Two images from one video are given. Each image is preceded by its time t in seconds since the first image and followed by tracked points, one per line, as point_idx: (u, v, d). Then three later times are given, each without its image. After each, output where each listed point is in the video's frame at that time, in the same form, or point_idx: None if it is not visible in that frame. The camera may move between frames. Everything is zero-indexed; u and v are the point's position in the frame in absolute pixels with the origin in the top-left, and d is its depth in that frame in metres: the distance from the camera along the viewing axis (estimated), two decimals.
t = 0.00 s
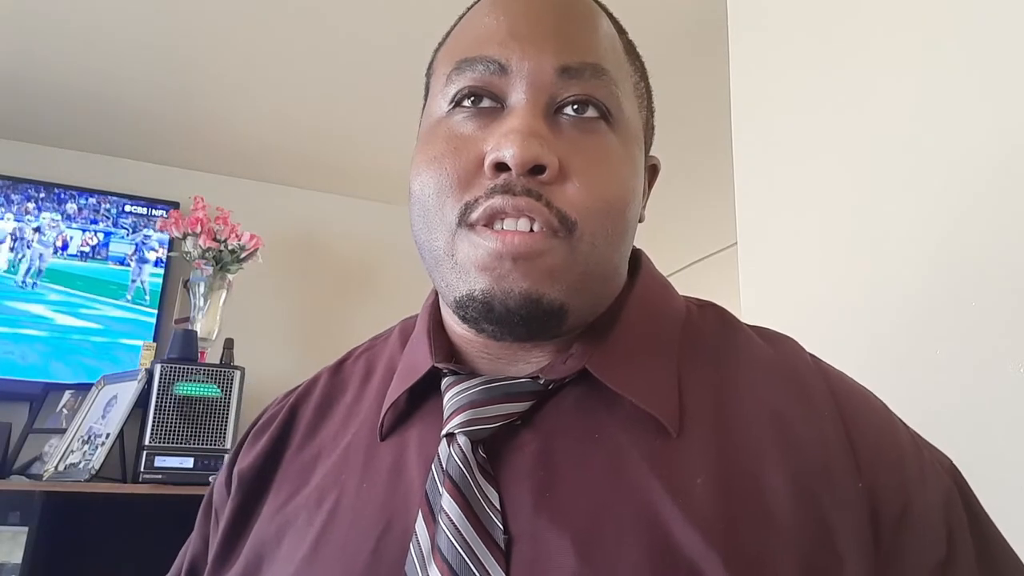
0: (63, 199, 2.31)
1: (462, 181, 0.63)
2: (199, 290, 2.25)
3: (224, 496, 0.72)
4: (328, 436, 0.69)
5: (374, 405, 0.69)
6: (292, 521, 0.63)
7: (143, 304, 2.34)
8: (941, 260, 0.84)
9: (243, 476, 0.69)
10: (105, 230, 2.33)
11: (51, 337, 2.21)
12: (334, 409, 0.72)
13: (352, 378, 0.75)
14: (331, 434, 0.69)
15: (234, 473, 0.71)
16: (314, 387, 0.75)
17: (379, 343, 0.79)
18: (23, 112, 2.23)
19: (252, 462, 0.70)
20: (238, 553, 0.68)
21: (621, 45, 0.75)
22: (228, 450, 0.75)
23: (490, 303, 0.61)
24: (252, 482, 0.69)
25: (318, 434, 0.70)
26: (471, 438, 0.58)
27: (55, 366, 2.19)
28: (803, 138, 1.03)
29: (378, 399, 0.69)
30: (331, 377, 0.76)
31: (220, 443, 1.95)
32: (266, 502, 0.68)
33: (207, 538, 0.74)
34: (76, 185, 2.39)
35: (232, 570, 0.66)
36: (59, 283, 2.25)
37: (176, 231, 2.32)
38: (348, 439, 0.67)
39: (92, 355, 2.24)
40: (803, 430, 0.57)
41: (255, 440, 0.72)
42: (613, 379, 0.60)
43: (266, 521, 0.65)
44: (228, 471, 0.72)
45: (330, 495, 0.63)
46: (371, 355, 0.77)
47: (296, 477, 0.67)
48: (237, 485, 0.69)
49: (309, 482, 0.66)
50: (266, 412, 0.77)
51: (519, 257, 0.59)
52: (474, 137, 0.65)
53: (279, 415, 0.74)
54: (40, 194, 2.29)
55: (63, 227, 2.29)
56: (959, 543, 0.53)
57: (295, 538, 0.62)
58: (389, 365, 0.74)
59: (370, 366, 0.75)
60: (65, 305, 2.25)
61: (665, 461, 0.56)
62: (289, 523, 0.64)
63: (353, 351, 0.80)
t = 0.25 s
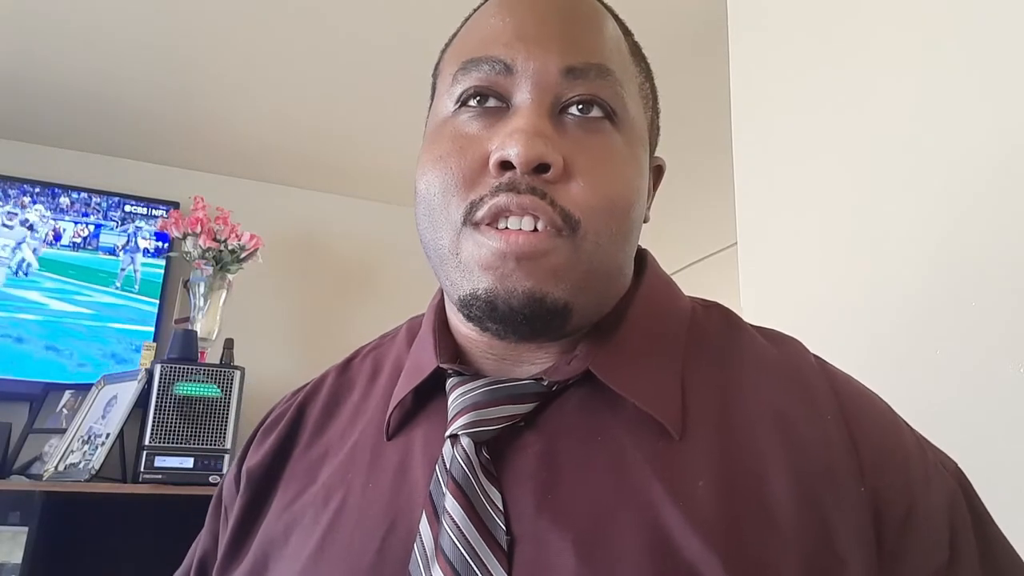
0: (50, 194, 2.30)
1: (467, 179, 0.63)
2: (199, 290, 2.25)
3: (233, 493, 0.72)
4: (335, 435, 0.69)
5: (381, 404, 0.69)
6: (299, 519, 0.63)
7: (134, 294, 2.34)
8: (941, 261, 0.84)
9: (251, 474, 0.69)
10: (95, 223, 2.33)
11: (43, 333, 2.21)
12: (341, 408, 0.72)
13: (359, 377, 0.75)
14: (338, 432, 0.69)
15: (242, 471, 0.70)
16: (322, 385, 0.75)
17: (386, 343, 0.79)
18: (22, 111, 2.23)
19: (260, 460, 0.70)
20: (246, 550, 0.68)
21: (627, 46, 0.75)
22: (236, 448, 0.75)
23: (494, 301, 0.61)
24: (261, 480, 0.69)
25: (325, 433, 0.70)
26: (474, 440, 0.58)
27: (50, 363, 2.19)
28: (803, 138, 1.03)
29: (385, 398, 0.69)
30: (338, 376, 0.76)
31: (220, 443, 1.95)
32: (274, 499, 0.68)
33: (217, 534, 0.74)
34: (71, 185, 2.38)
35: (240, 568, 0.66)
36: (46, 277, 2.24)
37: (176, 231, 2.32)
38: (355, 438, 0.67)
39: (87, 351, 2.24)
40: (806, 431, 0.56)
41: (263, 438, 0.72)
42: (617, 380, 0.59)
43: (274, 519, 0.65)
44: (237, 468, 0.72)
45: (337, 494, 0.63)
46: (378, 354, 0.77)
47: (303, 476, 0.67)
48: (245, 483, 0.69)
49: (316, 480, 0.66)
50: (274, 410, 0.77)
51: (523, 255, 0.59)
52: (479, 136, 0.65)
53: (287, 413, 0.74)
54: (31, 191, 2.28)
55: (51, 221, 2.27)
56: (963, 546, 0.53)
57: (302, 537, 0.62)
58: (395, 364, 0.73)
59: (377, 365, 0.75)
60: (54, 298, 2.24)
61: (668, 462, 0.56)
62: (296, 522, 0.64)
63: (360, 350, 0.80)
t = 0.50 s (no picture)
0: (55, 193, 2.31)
1: (468, 179, 0.63)
2: (199, 290, 2.26)
3: (236, 488, 0.72)
4: (337, 432, 0.69)
5: (382, 402, 0.69)
6: (299, 515, 0.64)
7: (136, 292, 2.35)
8: (940, 261, 0.84)
9: (253, 470, 0.70)
10: (100, 223, 2.34)
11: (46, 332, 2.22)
12: (343, 405, 0.72)
13: (361, 374, 0.75)
14: (339, 429, 0.70)
15: (245, 467, 0.71)
16: (324, 383, 0.75)
17: (388, 341, 0.79)
18: (24, 111, 2.23)
19: (262, 456, 0.70)
20: (248, 545, 0.68)
21: (629, 49, 0.75)
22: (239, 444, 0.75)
23: (493, 299, 0.62)
24: (264, 475, 0.70)
25: (326, 430, 0.71)
26: (471, 439, 0.58)
27: (51, 362, 2.20)
28: (803, 138, 1.03)
29: (386, 395, 0.70)
30: (340, 374, 0.76)
31: (220, 443, 1.95)
32: (275, 495, 0.68)
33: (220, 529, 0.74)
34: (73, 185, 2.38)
35: (241, 563, 0.66)
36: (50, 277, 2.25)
37: (176, 231, 2.32)
38: (355, 435, 0.67)
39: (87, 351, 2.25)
40: (802, 435, 0.57)
41: (265, 435, 0.73)
42: (614, 381, 0.60)
43: (275, 515, 0.65)
44: (240, 464, 0.73)
45: (337, 490, 0.63)
46: (380, 352, 0.77)
47: (304, 472, 0.67)
48: (247, 479, 0.69)
49: (317, 476, 0.66)
50: (277, 406, 0.77)
51: (522, 254, 0.60)
52: (481, 136, 0.66)
53: (289, 410, 0.74)
54: (34, 190, 2.29)
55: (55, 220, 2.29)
56: (954, 551, 0.53)
57: (301, 533, 0.62)
58: (397, 361, 0.74)
59: (379, 363, 0.75)
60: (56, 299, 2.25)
61: (664, 463, 0.56)
62: (296, 517, 0.64)
63: (362, 348, 0.80)
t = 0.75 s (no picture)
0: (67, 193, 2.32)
1: (465, 181, 0.64)
2: (199, 290, 2.26)
3: (233, 483, 0.72)
4: (332, 430, 0.70)
5: (377, 400, 0.69)
6: (294, 512, 0.64)
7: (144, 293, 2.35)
8: (940, 261, 0.84)
9: (249, 466, 0.70)
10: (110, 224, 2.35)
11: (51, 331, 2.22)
12: (339, 403, 0.73)
13: (358, 372, 0.75)
14: (335, 427, 0.70)
15: (241, 463, 0.71)
16: (320, 381, 0.76)
17: (385, 339, 0.80)
18: (25, 112, 2.24)
19: (258, 452, 0.70)
20: (244, 540, 0.69)
21: (626, 54, 0.76)
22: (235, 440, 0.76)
23: (487, 301, 0.62)
24: (260, 470, 0.70)
25: (322, 427, 0.71)
26: (466, 440, 0.58)
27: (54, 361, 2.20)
28: (802, 139, 1.04)
29: (382, 394, 0.70)
30: (337, 372, 0.76)
31: (220, 443, 1.95)
32: (271, 491, 0.68)
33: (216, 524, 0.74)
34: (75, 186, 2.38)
35: (235, 559, 0.66)
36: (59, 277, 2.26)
37: (176, 232, 2.33)
38: (351, 433, 0.68)
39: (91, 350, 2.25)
40: (791, 440, 0.57)
41: (261, 431, 0.73)
42: (607, 383, 0.60)
43: (270, 511, 0.66)
44: (236, 459, 0.73)
45: (333, 487, 0.63)
46: (377, 350, 0.78)
47: (299, 468, 0.68)
48: (243, 475, 0.70)
49: (313, 473, 0.66)
50: (274, 403, 0.77)
51: (516, 256, 0.60)
52: (478, 139, 0.66)
53: (286, 407, 0.74)
54: (40, 190, 2.29)
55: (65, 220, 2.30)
56: (938, 557, 0.54)
57: (296, 530, 0.62)
58: (393, 360, 0.74)
59: (376, 361, 0.76)
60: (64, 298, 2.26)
61: (654, 465, 0.56)
62: (291, 514, 0.64)
63: (359, 346, 0.80)
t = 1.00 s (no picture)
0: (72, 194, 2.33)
1: (461, 184, 0.64)
2: (199, 290, 2.26)
3: (226, 480, 0.72)
4: (326, 428, 0.70)
5: (371, 399, 0.70)
6: (287, 511, 0.64)
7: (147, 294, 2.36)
8: (940, 261, 0.84)
9: (243, 463, 0.70)
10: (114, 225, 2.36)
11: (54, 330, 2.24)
12: (333, 401, 0.73)
13: (352, 370, 0.76)
14: (329, 425, 0.70)
15: (235, 460, 0.71)
16: (314, 378, 0.76)
17: (379, 337, 0.80)
18: (26, 112, 2.24)
19: (252, 450, 0.70)
20: (236, 538, 0.69)
21: (621, 56, 0.76)
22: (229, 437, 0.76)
23: (482, 304, 0.62)
24: (253, 468, 0.70)
25: (316, 425, 0.71)
26: (460, 441, 0.59)
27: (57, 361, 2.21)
28: (801, 139, 1.04)
29: (376, 393, 0.70)
30: (331, 370, 0.76)
31: (220, 443, 1.95)
32: (264, 489, 0.68)
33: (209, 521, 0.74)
34: (76, 186, 2.38)
35: (229, 557, 0.66)
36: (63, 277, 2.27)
37: (176, 232, 2.33)
38: (345, 432, 0.68)
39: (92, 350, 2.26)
40: (780, 443, 0.57)
41: (255, 428, 0.73)
42: (601, 385, 0.60)
43: (264, 509, 0.66)
44: (229, 457, 0.73)
45: (326, 485, 0.63)
46: (371, 348, 0.78)
47: (293, 466, 0.68)
48: (237, 472, 0.70)
49: (306, 471, 0.67)
50: (268, 400, 0.77)
51: (512, 259, 0.60)
52: (474, 142, 0.66)
53: (280, 404, 0.74)
54: (45, 191, 2.30)
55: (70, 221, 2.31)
56: (925, 560, 0.54)
57: (289, 528, 0.62)
58: (388, 358, 0.74)
59: (370, 359, 0.76)
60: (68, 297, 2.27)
61: (645, 468, 0.56)
62: (284, 512, 0.64)
63: (353, 345, 0.81)
